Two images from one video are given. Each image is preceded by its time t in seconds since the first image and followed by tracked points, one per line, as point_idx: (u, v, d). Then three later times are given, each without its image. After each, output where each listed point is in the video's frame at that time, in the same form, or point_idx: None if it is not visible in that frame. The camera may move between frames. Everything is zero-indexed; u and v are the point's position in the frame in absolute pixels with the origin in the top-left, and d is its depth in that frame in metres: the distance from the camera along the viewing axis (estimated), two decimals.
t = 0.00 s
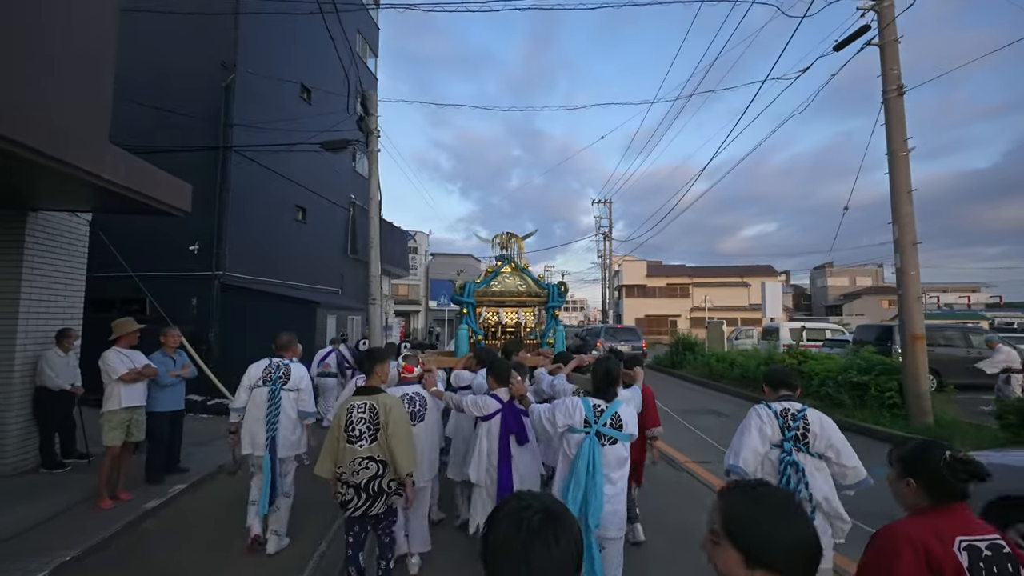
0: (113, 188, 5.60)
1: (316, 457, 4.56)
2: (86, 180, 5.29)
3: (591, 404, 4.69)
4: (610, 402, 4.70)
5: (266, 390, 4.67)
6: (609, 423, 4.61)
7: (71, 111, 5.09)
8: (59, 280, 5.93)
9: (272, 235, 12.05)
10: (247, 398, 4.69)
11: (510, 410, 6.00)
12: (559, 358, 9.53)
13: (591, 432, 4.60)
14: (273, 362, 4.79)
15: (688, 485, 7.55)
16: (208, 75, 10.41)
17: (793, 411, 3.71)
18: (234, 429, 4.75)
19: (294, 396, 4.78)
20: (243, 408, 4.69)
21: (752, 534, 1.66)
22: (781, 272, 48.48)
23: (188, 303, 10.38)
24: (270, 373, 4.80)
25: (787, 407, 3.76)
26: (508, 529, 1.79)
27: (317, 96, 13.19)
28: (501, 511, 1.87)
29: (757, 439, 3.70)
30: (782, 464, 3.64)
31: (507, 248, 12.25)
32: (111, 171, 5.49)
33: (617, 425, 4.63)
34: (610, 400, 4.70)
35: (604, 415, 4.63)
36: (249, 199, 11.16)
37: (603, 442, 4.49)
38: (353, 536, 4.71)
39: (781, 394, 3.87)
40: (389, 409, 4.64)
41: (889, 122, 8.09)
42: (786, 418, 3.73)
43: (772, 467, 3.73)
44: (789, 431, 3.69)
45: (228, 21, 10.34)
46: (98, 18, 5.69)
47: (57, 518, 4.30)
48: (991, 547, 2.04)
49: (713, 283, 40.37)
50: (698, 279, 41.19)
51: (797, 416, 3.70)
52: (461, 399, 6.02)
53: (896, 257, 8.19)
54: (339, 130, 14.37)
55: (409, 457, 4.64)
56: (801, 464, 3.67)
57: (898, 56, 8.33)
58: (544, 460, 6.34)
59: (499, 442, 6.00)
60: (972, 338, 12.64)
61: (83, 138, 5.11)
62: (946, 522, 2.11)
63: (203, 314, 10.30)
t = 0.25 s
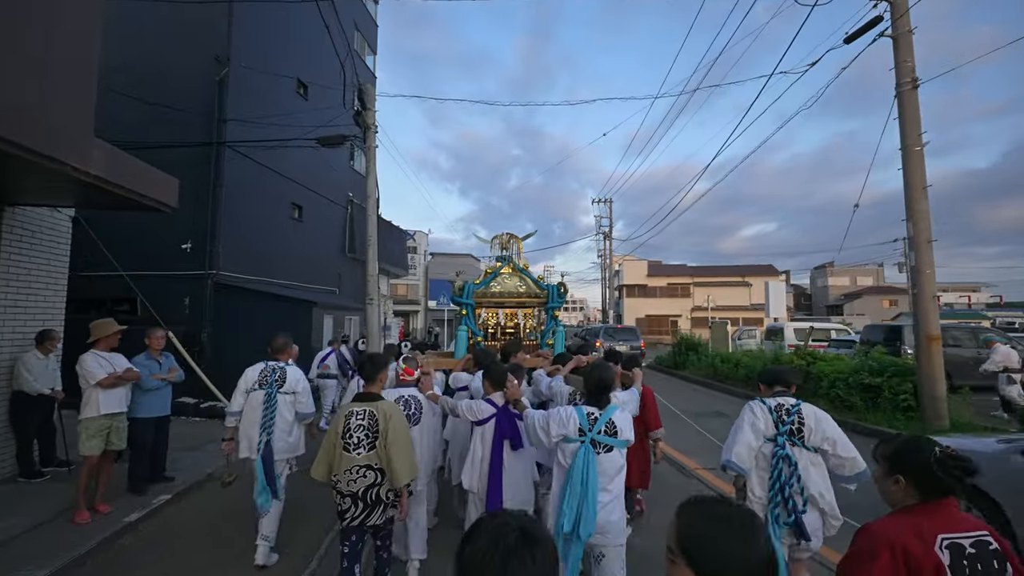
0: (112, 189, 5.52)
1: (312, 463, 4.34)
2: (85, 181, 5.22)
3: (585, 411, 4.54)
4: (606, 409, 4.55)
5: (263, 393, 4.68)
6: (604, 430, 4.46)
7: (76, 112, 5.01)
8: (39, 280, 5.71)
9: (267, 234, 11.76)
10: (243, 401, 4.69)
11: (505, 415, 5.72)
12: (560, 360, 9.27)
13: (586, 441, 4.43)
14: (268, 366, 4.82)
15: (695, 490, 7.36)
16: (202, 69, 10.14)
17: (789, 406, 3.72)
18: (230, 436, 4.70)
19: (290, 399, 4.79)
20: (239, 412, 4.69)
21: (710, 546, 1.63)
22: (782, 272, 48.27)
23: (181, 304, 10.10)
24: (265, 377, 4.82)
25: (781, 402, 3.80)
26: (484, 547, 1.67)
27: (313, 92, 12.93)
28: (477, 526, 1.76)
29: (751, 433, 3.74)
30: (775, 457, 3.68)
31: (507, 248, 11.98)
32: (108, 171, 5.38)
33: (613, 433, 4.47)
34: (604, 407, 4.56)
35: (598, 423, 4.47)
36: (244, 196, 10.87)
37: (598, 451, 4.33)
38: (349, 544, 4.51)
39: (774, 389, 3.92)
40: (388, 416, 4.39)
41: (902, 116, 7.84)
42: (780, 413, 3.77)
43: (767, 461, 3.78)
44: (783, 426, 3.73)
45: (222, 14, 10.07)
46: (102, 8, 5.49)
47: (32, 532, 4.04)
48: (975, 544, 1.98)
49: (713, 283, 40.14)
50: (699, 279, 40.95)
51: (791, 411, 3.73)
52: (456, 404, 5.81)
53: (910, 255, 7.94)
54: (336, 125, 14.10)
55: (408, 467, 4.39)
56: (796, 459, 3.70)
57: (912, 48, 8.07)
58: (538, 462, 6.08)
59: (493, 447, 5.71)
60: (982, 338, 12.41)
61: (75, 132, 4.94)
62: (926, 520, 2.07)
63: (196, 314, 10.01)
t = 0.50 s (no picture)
0: (102, 184, 5.36)
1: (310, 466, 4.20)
2: (76, 176, 5.07)
3: (573, 414, 4.82)
4: (592, 409, 4.82)
5: (255, 387, 4.70)
6: (593, 430, 4.74)
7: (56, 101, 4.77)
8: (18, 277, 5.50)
9: (262, 232, 11.51)
10: (237, 395, 4.72)
11: (502, 414, 5.46)
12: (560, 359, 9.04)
13: (575, 443, 4.73)
14: (260, 361, 4.83)
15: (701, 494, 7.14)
16: (194, 62, 9.88)
17: (787, 408, 3.54)
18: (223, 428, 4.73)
19: (283, 393, 4.83)
20: (232, 407, 4.71)
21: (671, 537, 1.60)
22: (784, 272, 48.02)
23: (172, 303, 9.83)
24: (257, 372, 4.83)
25: (780, 404, 3.62)
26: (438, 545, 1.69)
27: (309, 87, 12.69)
28: (430, 523, 1.79)
29: (748, 438, 3.55)
30: (774, 463, 3.48)
31: (506, 248, 11.73)
32: (99, 167, 5.23)
33: (601, 433, 4.75)
34: (592, 408, 4.83)
35: (587, 424, 4.75)
36: (236, 192, 10.60)
37: (588, 453, 4.61)
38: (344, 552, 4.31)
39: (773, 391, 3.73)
40: (390, 417, 4.33)
41: (916, 109, 7.59)
42: (779, 415, 3.58)
43: (765, 466, 3.57)
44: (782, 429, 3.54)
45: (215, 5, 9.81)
46: None
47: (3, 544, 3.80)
48: (974, 554, 1.83)
49: (715, 283, 39.90)
50: (700, 279, 40.70)
51: (790, 414, 3.55)
52: (451, 400, 5.53)
53: (924, 253, 7.69)
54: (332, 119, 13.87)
55: (410, 466, 4.33)
56: (795, 463, 3.49)
57: (927, 38, 7.81)
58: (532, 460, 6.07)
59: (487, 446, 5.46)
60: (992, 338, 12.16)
61: (59, 121, 4.72)
62: (920, 525, 1.94)
63: (187, 314, 9.75)
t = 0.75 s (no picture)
0: (70, 175, 4.92)
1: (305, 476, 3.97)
2: (40, 165, 4.61)
3: (568, 422, 4.78)
4: (587, 415, 4.77)
5: (254, 390, 4.60)
6: (589, 438, 4.69)
7: (34, 91, 4.52)
8: None
9: (258, 230, 11.24)
10: (233, 399, 4.60)
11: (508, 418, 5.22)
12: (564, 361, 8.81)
13: (573, 452, 4.64)
14: (260, 363, 4.71)
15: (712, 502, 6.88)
16: (187, 55, 9.62)
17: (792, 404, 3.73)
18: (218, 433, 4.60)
19: (280, 396, 4.76)
20: (230, 409, 4.59)
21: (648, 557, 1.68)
22: (785, 271, 47.78)
23: (165, 303, 9.56)
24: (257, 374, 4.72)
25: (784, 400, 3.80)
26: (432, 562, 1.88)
27: (306, 82, 12.43)
28: (424, 534, 2.00)
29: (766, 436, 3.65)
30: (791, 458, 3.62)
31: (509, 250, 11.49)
32: (67, 155, 4.78)
33: (598, 439, 4.72)
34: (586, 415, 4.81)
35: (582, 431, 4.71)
36: (232, 190, 10.34)
37: (587, 461, 4.53)
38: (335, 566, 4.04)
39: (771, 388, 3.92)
40: (390, 419, 4.20)
41: (933, 102, 7.33)
42: (786, 412, 3.73)
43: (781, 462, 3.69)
44: (791, 425, 3.70)
45: None
46: None
47: None
48: (981, 561, 1.94)
49: (716, 283, 39.65)
50: (702, 279, 40.44)
51: (795, 410, 3.73)
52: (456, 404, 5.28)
53: (941, 251, 7.44)
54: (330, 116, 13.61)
55: (409, 470, 4.18)
56: (807, 456, 3.67)
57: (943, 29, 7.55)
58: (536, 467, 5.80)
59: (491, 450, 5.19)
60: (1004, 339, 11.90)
61: (37, 111, 4.47)
62: (932, 533, 2.03)
63: (180, 314, 9.48)
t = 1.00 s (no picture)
0: (54, 163, 4.67)
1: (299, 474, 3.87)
2: (22, 153, 4.37)
3: (574, 424, 4.58)
4: (594, 419, 4.60)
5: (259, 389, 4.70)
6: (596, 442, 4.49)
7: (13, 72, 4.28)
8: None
9: (254, 227, 10.98)
10: (241, 397, 4.73)
11: (519, 414, 5.60)
12: (570, 359, 8.61)
13: (579, 455, 4.46)
14: (266, 363, 4.79)
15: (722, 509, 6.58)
16: (181, 47, 9.38)
17: (791, 405, 3.63)
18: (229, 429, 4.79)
19: (286, 396, 4.81)
20: (237, 407, 4.70)
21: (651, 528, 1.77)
22: (787, 271, 47.54)
23: (158, 302, 9.30)
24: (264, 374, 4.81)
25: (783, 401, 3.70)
26: (444, 535, 1.72)
27: (304, 76, 12.20)
28: (437, 515, 1.82)
29: (767, 442, 3.57)
30: (796, 462, 3.53)
31: (516, 248, 11.41)
32: (50, 143, 4.53)
33: (605, 444, 4.54)
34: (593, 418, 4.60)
35: (589, 435, 4.50)
36: (228, 185, 10.09)
37: (594, 466, 4.33)
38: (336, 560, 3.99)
39: (770, 389, 3.82)
40: (385, 414, 4.10)
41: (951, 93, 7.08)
42: (788, 414, 3.63)
43: (789, 466, 3.58)
44: (794, 426, 3.60)
45: None
46: None
47: None
48: (1002, 548, 2.03)
49: (717, 282, 39.40)
50: (703, 278, 40.19)
51: (796, 410, 3.63)
52: (468, 400, 5.56)
53: (960, 248, 7.18)
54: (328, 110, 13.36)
55: (406, 466, 4.09)
56: (814, 456, 3.57)
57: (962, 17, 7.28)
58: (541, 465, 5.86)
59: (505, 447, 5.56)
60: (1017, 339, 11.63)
61: (15, 93, 4.22)
62: (959, 526, 2.09)
63: (174, 312, 9.22)
